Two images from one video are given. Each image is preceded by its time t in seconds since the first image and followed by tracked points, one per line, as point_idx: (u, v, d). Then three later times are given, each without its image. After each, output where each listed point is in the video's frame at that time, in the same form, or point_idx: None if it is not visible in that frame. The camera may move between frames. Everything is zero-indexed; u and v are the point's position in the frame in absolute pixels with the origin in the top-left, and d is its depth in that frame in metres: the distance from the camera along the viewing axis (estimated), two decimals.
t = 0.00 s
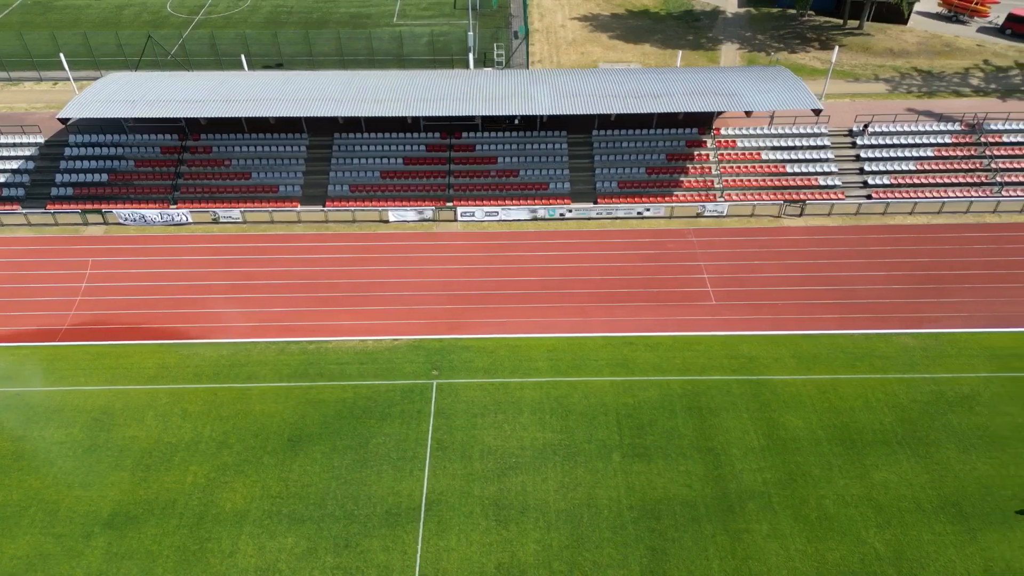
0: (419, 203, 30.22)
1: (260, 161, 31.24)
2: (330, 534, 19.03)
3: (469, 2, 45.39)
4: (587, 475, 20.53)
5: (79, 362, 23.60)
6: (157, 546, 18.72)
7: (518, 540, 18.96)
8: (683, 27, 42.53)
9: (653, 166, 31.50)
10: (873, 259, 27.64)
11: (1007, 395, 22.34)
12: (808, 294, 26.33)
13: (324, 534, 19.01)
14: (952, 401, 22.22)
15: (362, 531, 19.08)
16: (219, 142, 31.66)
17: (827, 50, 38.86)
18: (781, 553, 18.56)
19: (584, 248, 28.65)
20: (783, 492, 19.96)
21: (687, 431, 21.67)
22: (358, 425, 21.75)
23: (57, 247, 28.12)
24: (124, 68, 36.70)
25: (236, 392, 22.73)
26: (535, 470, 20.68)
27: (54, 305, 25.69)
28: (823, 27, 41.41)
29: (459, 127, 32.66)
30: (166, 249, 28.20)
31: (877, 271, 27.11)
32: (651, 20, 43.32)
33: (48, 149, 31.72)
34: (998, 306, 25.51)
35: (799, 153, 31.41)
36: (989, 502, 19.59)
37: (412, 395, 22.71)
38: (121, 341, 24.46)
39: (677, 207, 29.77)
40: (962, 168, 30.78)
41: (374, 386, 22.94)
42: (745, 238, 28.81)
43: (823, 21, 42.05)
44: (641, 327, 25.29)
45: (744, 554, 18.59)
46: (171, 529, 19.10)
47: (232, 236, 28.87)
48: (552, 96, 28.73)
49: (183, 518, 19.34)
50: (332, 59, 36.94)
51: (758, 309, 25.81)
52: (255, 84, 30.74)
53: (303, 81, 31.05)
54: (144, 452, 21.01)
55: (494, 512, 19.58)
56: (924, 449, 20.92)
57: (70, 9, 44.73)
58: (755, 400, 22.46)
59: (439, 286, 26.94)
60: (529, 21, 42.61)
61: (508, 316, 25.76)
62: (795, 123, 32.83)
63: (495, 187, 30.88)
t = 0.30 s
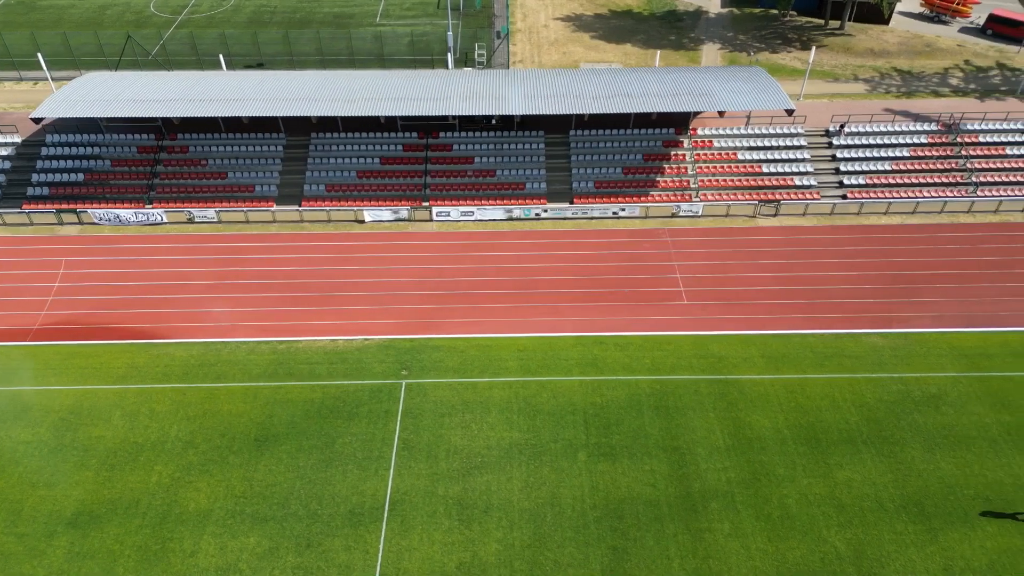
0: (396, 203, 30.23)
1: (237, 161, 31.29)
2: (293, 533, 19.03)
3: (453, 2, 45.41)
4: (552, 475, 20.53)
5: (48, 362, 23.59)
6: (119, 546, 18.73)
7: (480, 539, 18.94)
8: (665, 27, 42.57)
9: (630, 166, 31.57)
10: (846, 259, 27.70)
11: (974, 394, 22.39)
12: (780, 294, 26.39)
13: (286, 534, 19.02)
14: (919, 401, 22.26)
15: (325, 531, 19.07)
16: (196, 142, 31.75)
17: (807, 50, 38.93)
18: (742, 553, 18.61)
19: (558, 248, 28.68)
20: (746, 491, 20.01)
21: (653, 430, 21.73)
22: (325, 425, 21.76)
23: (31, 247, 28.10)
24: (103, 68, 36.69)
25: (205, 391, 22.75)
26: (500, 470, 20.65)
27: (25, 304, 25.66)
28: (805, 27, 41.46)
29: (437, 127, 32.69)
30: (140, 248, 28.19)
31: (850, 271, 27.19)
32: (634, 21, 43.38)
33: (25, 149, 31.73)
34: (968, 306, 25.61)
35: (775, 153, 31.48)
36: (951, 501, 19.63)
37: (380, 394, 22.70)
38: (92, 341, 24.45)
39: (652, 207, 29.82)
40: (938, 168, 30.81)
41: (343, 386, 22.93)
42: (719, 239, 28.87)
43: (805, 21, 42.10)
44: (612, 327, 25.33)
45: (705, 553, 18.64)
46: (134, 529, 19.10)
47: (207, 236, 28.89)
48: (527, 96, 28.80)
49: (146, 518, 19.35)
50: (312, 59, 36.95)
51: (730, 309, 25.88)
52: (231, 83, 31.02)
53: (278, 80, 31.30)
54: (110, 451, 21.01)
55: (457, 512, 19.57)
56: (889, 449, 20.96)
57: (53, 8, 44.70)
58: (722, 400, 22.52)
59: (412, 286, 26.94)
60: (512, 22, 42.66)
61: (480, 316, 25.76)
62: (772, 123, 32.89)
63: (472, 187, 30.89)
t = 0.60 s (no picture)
0: (371, 203, 30.23)
1: (213, 161, 31.32)
2: (254, 533, 19.04)
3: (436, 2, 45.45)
4: (516, 475, 20.50)
5: (17, 361, 23.58)
6: (79, 545, 18.73)
7: (442, 539, 18.92)
8: (647, 27, 42.62)
9: (606, 166, 31.65)
10: (818, 258, 27.78)
11: (940, 394, 22.44)
12: (752, 294, 26.46)
13: (247, 533, 19.03)
14: (885, 400, 22.33)
15: (286, 531, 19.06)
16: (172, 142, 31.83)
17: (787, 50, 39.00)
18: (702, 552, 18.67)
19: (532, 248, 28.70)
20: (709, 490, 20.06)
21: (619, 430, 21.78)
22: (291, 425, 21.75)
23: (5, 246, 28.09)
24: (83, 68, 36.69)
25: (172, 391, 22.76)
26: (465, 470, 20.62)
27: None
28: (786, 27, 41.52)
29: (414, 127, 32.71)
30: (114, 248, 28.20)
31: (822, 271, 27.26)
32: (616, 21, 43.44)
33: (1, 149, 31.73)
34: (938, 305, 25.67)
35: (750, 153, 31.55)
36: (913, 501, 19.65)
37: (348, 394, 22.69)
38: (62, 340, 24.46)
39: (626, 207, 29.89)
40: (913, 168, 30.87)
41: (311, 386, 22.93)
42: (693, 238, 28.93)
43: (787, 21, 42.15)
44: (583, 326, 25.36)
45: (665, 552, 18.69)
46: (96, 528, 19.11)
47: (181, 235, 28.91)
48: (500, 96, 28.86)
49: (109, 517, 19.36)
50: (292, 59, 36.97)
51: (701, 308, 25.96)
52: (208, 82, 31.09)
53: (252, 80, 31.26)
54: (75, 451, 21.01)
55: (419, 511, 19.56)
56: (853, 448, 21.02)
57: (36, 8, 44.70)
58: (689, 399, 22.61)
59: (385, 286, 26.97)
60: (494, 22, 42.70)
61: (451, 315, 25.77)
62: (749, 123, 32.97)
63: (448, 187, 30.89)
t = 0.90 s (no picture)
0: (346, 202, 30.24)
1: (189, 160, 31.38)
2: (215, 532, 19.04)
3: (419, 2, 45.48)
4: (480, 474, 20.47)
5: None
6: (40, 544, 18.70)
7: (403, 538, 18.91)
8: (629, 27, 42.67)
9: (582, 166, 31.71)
10: (790, 258, 27.83)
11: (905, 393, 22.48)
12: (723, 293, 26.50)
13: (209, 533, 19.03)
14: (850, 399, 22.38)
15: (247, 530, 19.06)
16: (148, 141, 31.88)
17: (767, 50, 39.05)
18: (662, 550, 18.70)
19: (506, 247, 28.72)
20: (671, 489, 20.09)
21: (585, 429, 21.80)
22: (257, 424, 21.77)
23: None
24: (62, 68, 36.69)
25: (140, 390, 22.77)
26: (429, 469, 20.59)
27: None
28: (767, 27, 41.57)
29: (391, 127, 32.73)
30: (87, 248, 28.20)
31: (793, 270, 27.32)
32: (599, 21, 43.49)
33: None
34: (907, 305, 25.72)
35: (726, 153, 31.60)
36: (874, 500, 19.67)
37: (315, 393, 22.71)
38: (30, 340, 24.43)
39: (601, 207, 29.96)
40: (887, 168, 30.92)
41: (278, 385, 22.94)
42: (667, 238, 28.97)
43: (768, 21, 42.20)
44: (553, 326, 25.37)
45: (626, 550, 18.72)
46: (57, 527, 19.10)
47: (155, 235, 28.93)
48: (474, 96, 28.92)
49: (70, 516, 19.36)
50: (271, 59, 36.97)
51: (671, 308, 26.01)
52: (184, 83, 31.15)
53: (228, 80, 31.32)
54: (40, 450, 20.99)
55: (381, 511, 19.54)
56: (816, 447, 21.08)
57: (18, 8, 44.72)
58: (656, 398, 22.67)
59: (357, 285, 26.99)
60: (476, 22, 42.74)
61: (422, 315, 25.76)
62: (726, 123, 33.03)
63: (424, 186, 30.90)
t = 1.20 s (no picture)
0: (321, 202, 30.26)
1: (164, 160, 31.45)
2: (176, 531, 19.05)
3: (402, 2, 45.49)
4: (442, 473, 20.47)
5: None
6: None
7: (363, 537, 18.90)
8: (610, 27, 42.69)
9: (557, 166, 31.74)
10: (762, 257, 27.88)
11: (870, 392, 22.55)
12: (694, 293, 26.55)
13: (169, 532, 19.06)
14: (815, 398, 22.46)
15: (208, 530, 19.08)
16: (123, 141, 31.93)
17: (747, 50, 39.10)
18: (621, 549, 18.73)
19: (479, 246, 28.75)
20: (633, 488, 20.15)
21: (549, 428, 21.83)
22: (222, 423, 21.80)
23: None
24: (41, 67, 36.66)
25: (106, 390, 22.78)
26: (392, 468, 20.59)
27: None
28: (748, 27, 41.62)
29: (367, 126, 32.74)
30: (59, 248, 28.19)
31: (765, 269, 27.38)
32: (581, 21, 43.52)
33: None
34: (877, 304, 25.78)
35: (701, 153, 31.70)
36: (834, 499, 19.72)
37: (282, 393, 22.73)
38: None
39: (575, 207, 30.00)
40: (862, 168, 30.94)
41: (244, 385, 22.97)
42: (641, 237, 29.03)
43: (749, 21, 42.26)
44: (523, 325, 25.40)
45: (585, 549, 18.74)
46: (17, 526, 19.08)
47: (128, 234, 28.95)
48: (447, 96, 29.00)
49: (31, 516, 19.33)
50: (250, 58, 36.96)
51: (642, 307, 26.05)
52: (159, 83, 31.20)
53: (203, 80, 31.40)
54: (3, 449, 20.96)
55: (342, 509, 19.52)
56: (779, 446, 21.15)
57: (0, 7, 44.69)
58: (622, 397, 22.73)
59: (329, 284, 27.01)
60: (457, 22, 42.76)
61: (393, 314, 25.78)
62: (702, 123, 33.09)
63: (399, 185, 30.91)
